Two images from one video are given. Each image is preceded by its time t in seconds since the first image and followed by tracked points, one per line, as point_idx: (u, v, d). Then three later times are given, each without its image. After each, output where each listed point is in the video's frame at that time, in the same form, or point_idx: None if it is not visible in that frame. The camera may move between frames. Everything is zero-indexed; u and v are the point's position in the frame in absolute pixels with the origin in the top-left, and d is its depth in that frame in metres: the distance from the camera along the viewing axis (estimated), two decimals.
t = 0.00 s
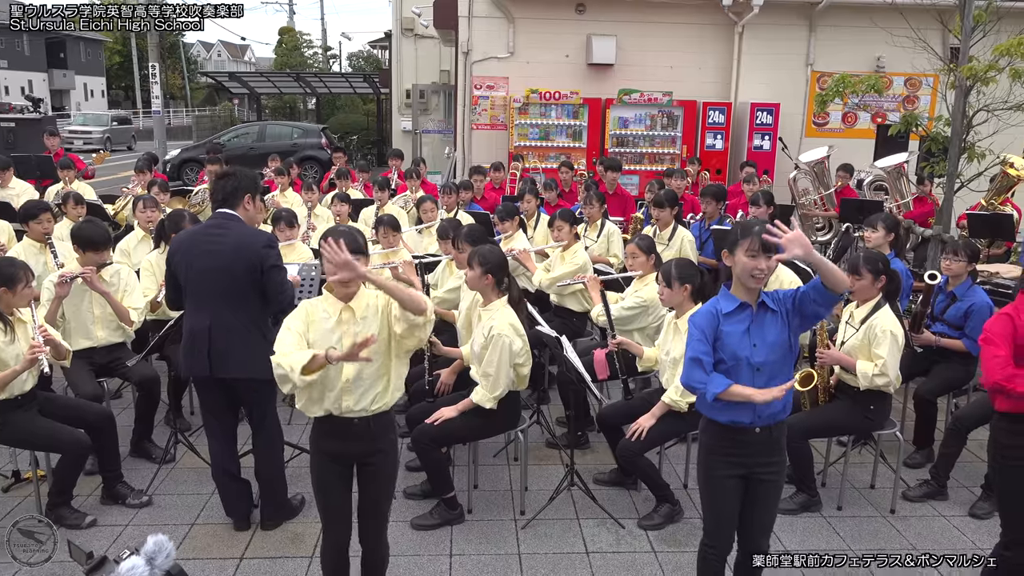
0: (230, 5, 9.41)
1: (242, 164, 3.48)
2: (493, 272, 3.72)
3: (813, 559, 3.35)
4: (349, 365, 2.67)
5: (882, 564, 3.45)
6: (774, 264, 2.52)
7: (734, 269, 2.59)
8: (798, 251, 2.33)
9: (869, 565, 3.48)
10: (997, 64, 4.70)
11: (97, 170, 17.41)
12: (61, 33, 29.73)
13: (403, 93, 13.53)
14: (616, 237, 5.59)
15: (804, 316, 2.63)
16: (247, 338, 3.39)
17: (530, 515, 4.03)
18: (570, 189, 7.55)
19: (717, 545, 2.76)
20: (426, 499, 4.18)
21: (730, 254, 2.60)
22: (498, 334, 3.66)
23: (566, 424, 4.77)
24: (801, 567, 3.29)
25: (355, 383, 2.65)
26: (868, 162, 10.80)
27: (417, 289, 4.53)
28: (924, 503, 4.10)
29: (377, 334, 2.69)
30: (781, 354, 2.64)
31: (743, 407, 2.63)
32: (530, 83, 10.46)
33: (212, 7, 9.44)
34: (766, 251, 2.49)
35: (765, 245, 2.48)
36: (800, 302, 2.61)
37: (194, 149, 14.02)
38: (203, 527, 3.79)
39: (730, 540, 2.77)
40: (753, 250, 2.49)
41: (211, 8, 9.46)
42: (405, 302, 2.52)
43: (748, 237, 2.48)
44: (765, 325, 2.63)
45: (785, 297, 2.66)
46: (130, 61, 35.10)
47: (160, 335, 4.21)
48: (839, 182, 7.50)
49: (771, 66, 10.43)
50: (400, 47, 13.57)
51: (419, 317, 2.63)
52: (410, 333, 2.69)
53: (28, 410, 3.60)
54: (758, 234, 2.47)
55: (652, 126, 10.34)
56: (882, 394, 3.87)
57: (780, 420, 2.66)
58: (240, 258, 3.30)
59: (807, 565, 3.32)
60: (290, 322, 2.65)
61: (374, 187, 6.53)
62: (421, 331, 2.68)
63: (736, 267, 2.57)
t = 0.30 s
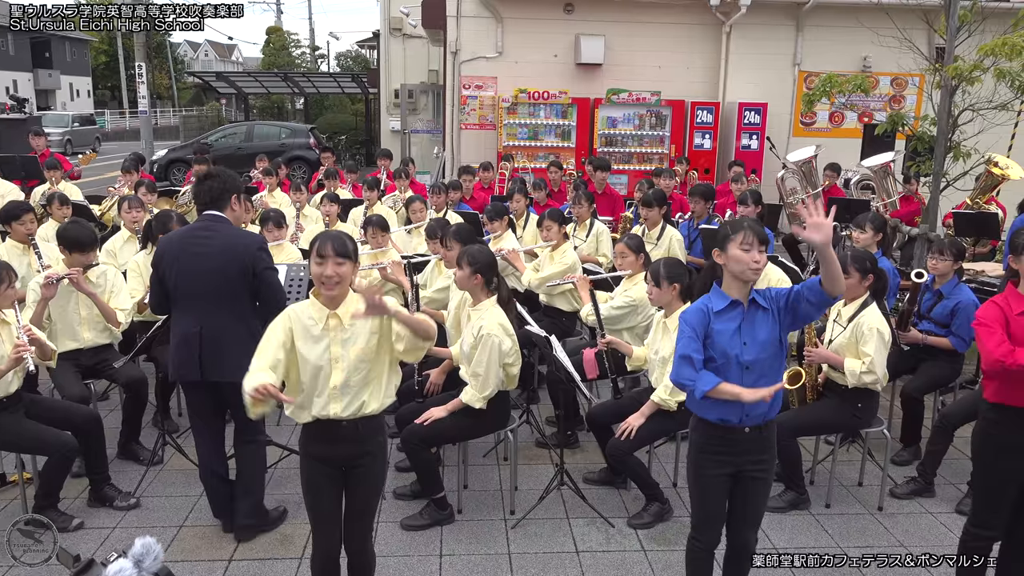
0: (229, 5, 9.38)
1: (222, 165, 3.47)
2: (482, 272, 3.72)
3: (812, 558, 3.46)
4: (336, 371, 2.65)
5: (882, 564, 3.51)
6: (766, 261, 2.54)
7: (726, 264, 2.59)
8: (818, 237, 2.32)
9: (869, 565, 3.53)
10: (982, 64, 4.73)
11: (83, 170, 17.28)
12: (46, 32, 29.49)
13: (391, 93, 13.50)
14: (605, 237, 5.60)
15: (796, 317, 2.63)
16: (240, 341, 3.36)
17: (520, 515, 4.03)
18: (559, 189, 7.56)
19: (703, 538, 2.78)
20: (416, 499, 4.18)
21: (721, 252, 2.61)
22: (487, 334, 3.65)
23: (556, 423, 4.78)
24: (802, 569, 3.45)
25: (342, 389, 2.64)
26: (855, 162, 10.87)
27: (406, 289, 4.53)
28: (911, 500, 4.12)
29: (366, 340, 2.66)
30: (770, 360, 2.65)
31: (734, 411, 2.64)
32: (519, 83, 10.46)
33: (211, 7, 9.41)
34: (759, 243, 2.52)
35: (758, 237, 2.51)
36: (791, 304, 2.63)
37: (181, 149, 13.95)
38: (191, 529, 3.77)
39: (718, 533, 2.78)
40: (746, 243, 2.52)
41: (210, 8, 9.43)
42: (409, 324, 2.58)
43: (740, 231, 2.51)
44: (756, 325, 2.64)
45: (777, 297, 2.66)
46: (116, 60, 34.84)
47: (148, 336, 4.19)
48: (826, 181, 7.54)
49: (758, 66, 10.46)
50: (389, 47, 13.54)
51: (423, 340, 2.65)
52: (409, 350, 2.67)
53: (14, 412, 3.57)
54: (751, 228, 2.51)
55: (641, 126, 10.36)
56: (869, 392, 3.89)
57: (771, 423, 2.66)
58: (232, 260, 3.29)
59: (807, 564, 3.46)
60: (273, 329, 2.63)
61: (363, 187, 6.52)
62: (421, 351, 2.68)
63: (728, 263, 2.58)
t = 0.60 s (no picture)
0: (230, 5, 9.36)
1: (220, 160, 3.37)
2: (475, 271, 3.72)
3: (812, 558, 3.47)
4: (327, 370, 2.64)
5: (881, 564, 3.51)
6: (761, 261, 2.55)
7: (722, 265, 2.59)
8: (793, 235, 2.27)
9: (869, 564, 3.53)
10: (972, 64, 4.75)
11: (74, 171, 17.19)
12: (36, 32, 29.31)
13: (384, 93, 13.49)
14: (598, 237, 5.61)
15: (791, 315, 2.65)
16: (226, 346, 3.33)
17: (513, 514, 4.03)
18: (552, 188, 7.56)
19: (697, 538, 2.79)
20: (410, 499, 4.17)
21: (715, 254, 2.61)
22: (480, 334, 3.64)
23: (549, 423, 4.78)
24: (801, 568, 3.49)
25: (332, 387, 2.64)
26: (847, 161, 10.90)
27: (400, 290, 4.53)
28: (903, 498, 4.14)
29: (357, 341, 2.67)
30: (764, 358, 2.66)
31: (725, 406, 2.64)
32: (512, 82, 10.46)
33: (212, 7, 9.37)
34: (751, 240, 2.51)
35: (750, 235, 2.51)
36: (789, 302, 2.64)
37: (172, 149, 13.90)
38: (184, 530, 3.76)
39: (712, 532, 2.79)
40: (739, 242, 2.52)
41: (211, 8, 9.40)
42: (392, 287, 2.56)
43: (729, 233, 2.53)
44: (752, 325, 2.65)
45: (773, 296, 2.68)
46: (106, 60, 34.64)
47: (140, 338, 4.17)
48: (818, 180, 7.57)
49: (750, 66, 10.49)
50: (381, 47, 13.52)
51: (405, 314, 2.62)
52: (391, 334, 2.65)
53: (5, 413, 3.55)
54: (741, 227, 2.51)
55: (633, 125, 10.38)
56: (862, 391, 3.91)
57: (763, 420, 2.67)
58: (221, 264, 3.23)
59: (806, 564, 3.47)
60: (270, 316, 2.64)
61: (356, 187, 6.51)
62: (405, 331, 2.65)
63: (724, 263, 2.58)
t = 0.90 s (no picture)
0: (230, 5, 9.32)
1: (210, 158, 3.28)
2: (466, 271, 3.72)
3: (812, 558, 3.44)
4: (319, 382, 2.65)
5: (882, 564, 3.49)
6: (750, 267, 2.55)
7: (710, 274, 2.60)
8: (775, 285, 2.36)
9: (869, 564, 3.51)
10: (960, 64, 4.78)
11: (62, 171, 17.07)
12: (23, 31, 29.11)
13: (375, 93, 13.46)
14: (589, 237, 5.62)
15: (785, 322, 2.68)
16: (217, 349, 3.32)
17: (506, 515, 4.03)
18: (544, 188, 7.57)
19: (694, 550, 2.77)
20: (402, 500, 4.16)
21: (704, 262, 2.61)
22: (472, 334, 3.64)
23: (541, 423, 4.78)
24: (801, 568, 3.47)
25: (325, 399, 2.64)
26: (836, 160, 10.95)
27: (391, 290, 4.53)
28: (893, 496, 4.16)
29: (350, 351, 2.67)
30: (755, 360, 2.68)
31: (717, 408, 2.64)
32: (503, 82, 10.46)
33: (212, 7, 9.34)
34: (735, 249, 2.52)
35: (734, 245, 2.51)
36: (780, 309, 2.67)
37: (162, 149, 13.84)
38: (175, 532, 3.74)
39: (709, 544, 2.77)
40: (723, 252, 2.53)
41: (211, 8, 9.37)
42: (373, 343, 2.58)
43: (717, 245, 2.53)
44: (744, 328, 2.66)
45: (765, 301, 2.71)
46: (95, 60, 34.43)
47: (130, 339, 4.15)
48: (808, 179, 7.60)
49: (741, 66, 10.52)
50: (372, 46, 13.49)
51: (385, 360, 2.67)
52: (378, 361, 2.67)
53: None
54: (725, 236, 2.52)
55: (624, 125, 10.39)
56: (852, 389, 3.92)
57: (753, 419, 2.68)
58: (206, 268, 3.18)
59: (806, 564, 3.45)
60: (263, 331, 2.61)
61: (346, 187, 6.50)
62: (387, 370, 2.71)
63: (714, 273, 2.58)
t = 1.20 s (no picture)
0: (229, 5, 9.29)
1: (188, 158, 3.22)
2: (455, 270, 3.72)
3: (811, 558, 3.45)
4: (305, 368, 2.63)
5: (882, 564, 3.48)
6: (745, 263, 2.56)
7: (705, 264, 2.62)
8: (761, 275, 2.34)
9: (868, 564, 3.51)
10: (946, 63, 4.81)
11: (48, 173, 16.94)
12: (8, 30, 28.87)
13: (363, 93, 13.43)
14: (579, 236, 5.63)
15: (776, 316, 2.66)
16: (206, 350, 3.30)
17: (496, 514, 4.03)
18: (533, 188, 7.57)
19: (677, 536, 2.80)
20: (392, 500, 4.16)
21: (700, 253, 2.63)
22: (462, 334, 3.64)
23: (531, 422, 4.79)
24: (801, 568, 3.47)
25: (311, 385, 2.63)
26: (824, 158, 11.00)
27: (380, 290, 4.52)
28: (881, 493, 4.19)
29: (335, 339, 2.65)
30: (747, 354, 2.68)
31: (703, 397, 2.64)
32: (492, 82, 10.46)
33: (211, 7, 9.31)
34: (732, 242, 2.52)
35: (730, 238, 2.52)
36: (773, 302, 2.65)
37: (149, 150, 13.77)
38: (163, 534, 3.73)
39: (692, 528, 2.80)
40: (719, 244, 2.54)
41: (211, 8, 9.33)
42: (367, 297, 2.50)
43: (715, 236, 2.55)
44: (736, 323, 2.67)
45: (760, 297, 2.72)
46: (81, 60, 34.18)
47: (117, 341, 4.12)
48: (796, 178, 7.62)
49: (729, 65, 10.55)
50: (360, 46, 13.46)
51: (381, 318, 2.59)
52: (370, 335, 2.62)
53: None
54: (723, 229, 2.53)
55: (613, 125, 10.40)
56: (840, 387, 3.94)
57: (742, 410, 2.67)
58: (195, 269, 3.17)
59: (806, 564, 3.45)
60: (248, 311, 2.61)
61: (335, 187, 6.49)
62: (382, 333, 2.63)
63: (709, 264, 2.59)
